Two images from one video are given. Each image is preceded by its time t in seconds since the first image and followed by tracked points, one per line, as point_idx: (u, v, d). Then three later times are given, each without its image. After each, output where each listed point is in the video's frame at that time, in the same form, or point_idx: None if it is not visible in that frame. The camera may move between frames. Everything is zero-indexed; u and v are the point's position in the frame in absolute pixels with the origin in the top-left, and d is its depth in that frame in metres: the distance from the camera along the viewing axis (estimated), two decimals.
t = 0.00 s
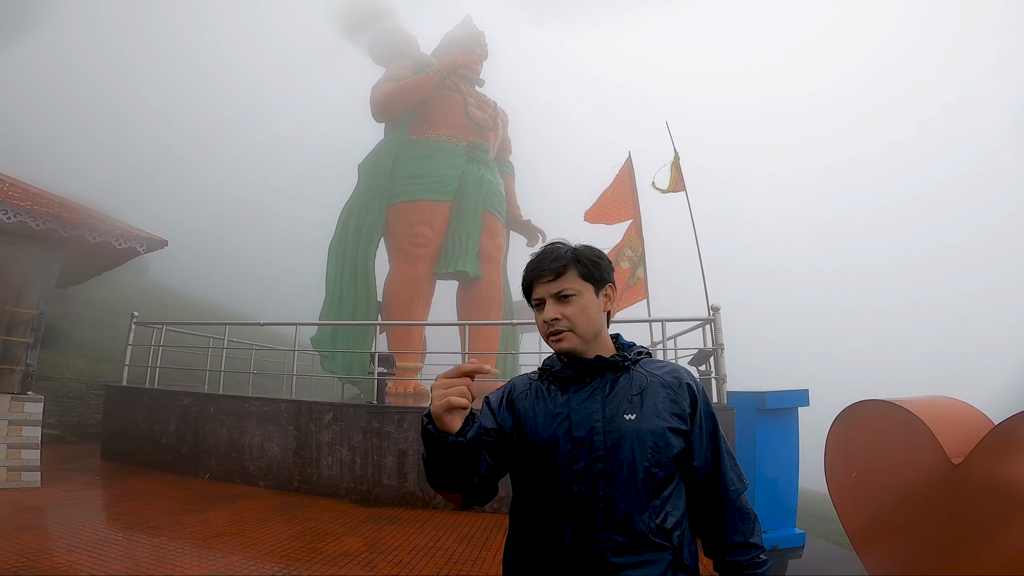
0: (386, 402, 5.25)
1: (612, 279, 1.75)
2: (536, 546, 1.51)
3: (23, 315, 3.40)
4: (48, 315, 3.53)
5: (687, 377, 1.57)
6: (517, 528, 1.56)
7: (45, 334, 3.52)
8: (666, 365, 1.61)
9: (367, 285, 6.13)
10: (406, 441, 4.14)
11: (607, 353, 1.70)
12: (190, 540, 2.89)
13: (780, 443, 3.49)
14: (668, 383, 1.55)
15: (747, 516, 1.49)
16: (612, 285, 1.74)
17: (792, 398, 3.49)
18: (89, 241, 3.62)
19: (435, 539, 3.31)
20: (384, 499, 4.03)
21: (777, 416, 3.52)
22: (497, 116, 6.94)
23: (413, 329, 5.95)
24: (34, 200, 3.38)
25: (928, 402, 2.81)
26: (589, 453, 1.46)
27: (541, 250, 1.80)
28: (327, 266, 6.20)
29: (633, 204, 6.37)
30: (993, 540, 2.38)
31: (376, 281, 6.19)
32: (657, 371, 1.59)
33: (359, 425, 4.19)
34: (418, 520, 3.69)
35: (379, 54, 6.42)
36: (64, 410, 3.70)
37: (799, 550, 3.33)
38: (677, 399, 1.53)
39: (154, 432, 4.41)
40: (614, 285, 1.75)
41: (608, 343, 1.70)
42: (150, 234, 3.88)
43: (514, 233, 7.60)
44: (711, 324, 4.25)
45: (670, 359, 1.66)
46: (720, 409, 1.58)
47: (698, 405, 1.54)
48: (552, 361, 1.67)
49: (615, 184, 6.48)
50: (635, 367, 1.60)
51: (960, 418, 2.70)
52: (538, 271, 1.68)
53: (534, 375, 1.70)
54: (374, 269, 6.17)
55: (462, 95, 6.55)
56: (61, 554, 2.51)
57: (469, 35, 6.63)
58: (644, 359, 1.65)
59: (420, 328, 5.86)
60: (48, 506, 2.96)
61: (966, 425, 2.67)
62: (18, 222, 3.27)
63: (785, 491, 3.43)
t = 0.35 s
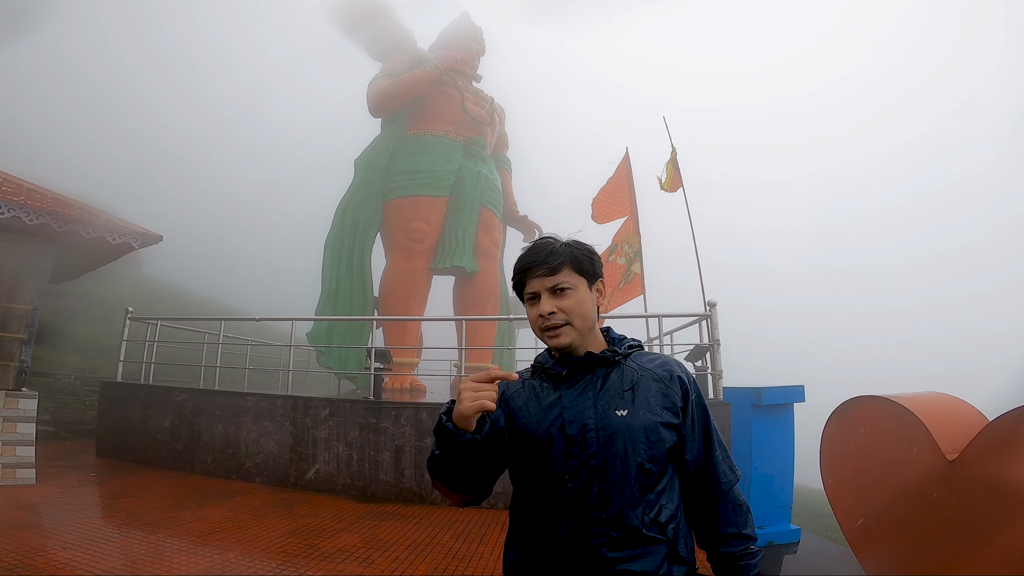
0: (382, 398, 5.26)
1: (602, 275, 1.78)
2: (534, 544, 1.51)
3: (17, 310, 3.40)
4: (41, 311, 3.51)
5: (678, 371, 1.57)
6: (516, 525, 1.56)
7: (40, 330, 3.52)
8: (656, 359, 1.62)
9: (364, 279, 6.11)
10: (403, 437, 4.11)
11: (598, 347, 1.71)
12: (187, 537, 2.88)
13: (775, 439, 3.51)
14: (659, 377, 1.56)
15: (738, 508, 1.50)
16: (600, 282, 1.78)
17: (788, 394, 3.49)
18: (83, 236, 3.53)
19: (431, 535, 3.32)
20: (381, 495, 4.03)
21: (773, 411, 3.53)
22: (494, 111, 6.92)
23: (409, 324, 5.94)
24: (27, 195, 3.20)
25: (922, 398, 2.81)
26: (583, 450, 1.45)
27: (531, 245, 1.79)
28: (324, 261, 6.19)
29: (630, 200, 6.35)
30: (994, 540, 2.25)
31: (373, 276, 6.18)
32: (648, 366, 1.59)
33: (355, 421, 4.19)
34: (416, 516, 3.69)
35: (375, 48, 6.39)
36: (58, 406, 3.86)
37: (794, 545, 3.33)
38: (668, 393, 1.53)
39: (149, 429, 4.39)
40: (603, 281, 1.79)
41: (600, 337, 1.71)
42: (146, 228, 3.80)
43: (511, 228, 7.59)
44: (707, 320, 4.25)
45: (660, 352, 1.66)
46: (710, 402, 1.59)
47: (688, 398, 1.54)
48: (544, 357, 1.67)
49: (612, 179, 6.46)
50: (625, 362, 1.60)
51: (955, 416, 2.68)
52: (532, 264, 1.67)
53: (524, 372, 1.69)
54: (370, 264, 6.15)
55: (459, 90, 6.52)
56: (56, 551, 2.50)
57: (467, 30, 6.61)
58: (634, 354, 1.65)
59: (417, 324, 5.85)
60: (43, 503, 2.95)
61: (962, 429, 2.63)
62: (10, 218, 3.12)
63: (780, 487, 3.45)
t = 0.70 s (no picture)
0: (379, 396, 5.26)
1: (591, 276, 1.77)
2: (530, 548, 1.49)
3: (12, 306, 3.37)
4: (36, 307, 3.49)
5: (667, 369, 1.58)
6: (511, 528, 1.55)
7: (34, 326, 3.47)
8: (645, 358, 1.62)
9: (361, 278, 6.10)
10: (399, 435, 4.10)
11: (587, 349, 1.69)
12: (181, 535, 2.87)
13: (771, 440, 3.51)
14: (649, 376, 1.56)
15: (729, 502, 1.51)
16: (589, 283, 1.76)
17: (782, 395, 3.50)
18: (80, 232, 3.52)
19: (426, 533, 3.32)
20: (376, 493, 4.04)
21: (768, 412, 3.53)
22: (492, 110, 6.92)
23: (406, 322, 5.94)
24: (23, 190, 3.20)
25: (917, 399, 2.81)
26: (578, 451, 1.45)
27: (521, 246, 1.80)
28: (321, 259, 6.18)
29: (628, 199, 6.35)
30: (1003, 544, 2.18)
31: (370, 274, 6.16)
32: (637, 364, 1.60)
33: (351, 419, 4.18)
34: (412, 514, 3.69)
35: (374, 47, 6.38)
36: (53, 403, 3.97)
37: (790, 546, 3.33)
38: (659, 391, 1.55)
39: (144, 426, 4.38)
40: (592, 282, 1.78)
41: (588, 338, 1.71)
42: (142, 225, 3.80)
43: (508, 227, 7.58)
44: (704, 320, 4.26)
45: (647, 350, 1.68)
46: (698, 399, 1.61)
47: (679, 396, 1.56)
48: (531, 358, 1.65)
49: (610, 178, 6.46)
50: (616, 361, 1.60)
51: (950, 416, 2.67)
52: (521, 264, 1.67)
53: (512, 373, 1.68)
54: (367, 263, 6.13)
55: (458, 89, 6.52)
56: (49, 549, 2.49)
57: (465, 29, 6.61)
58: (623, 352, 1.65)
59: (414, 323, 5.84)
60: (36, 501, 2.94)
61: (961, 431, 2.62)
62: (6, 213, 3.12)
63: (775, 488, 3.45)
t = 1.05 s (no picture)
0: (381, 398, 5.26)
1: (581, 277, 1.79)
2: (520, 549, 1.50)
3: (14, 310, 3.38)
4: (38, 309, 3.49)
5: (655, 370, 1.60)
6: (499, 530, 1.54)
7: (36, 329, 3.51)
8: (633, 359, 1.64)
9: (362, 280, 6.09)
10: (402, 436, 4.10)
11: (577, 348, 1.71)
12: (183, 537, 2.88)
13: (773, 440, 3.51)
14: (637, 377, 1.58)
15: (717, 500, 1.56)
16: (580, 283, 1.77)
17: (785, 395, 3.49)
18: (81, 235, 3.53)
19: (429, 535, 3.31)
20: (378, 495, 4.04)
21: (770, 412, 3.53)
22: (492, 111, 6.92)
23: (408, 324, 5.93)
24: (24, 194, 3.23)
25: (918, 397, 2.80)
26: (568, 452, 1.45)
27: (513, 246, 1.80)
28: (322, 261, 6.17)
29: (630, 200, 6.35)
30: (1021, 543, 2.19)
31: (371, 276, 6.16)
32: (625, 366, 1.61)
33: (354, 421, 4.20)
34: (413, 516, 3.69)
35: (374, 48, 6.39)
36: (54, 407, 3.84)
37: (792, 546, 3.32)
38: (647, 392, 1.56)
39: (146, 429, 4.39)
40: (582, 283, 1.80)
41: (578, 338, 1.72)
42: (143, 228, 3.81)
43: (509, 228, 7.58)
44: (706, 321, 4.25)
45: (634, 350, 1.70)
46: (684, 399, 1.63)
47: (666, 396, 1.59)
48: (521, 358, 1.66)
49: (611, 179, 6.46)
50: (604, 362, 1.62)
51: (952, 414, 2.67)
52: (512, 263, 1.67)
53: (501, 373, 1.68)
54: (368, 264, 6.12)
55: (457, 90, 6.52)
56: (52, 551, 2.50)
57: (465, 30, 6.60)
58: (612, 354, 1.67)
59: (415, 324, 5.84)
60: (38, 503, 2.94)
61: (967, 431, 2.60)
62: (8, 216, 3.14)
63: (778, 488, 3.45)
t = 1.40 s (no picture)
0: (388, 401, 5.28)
1: (580, 283, 1.78)
2: (510, 548, 1.48)
3: (27, 312, 3.36)
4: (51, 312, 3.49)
5: (649, 377, 1.64)
6: (490, 530, 1.51)
7: (49, 332, 3.47)
8: (628, 365, 1.67)
9: (370, 282, 6.10)
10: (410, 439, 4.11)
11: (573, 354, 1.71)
12: (193, 538, 2.89)
13: (783, 444, 3.48)
14: (632, 382, 1.61)
15: (708, 504, 1.58)
16: (580, 290, 1.77)
17: (797, 398, 3.45)
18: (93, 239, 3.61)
19: (436, 537, 3.31)
20: (386, 497, 4.07)
21: (781, 415, 3.49)
22: (499, 114, 6.93)
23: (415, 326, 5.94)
24: (38, 197, 3.37)
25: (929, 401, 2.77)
26: (563, 452, 1.46)
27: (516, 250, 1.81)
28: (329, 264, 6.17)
29: (637, 202, 6.35)
30: None
31: (379, 279, 6.17)
32: (621, 371, 1.64)
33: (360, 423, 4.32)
34: (421, 518, 3.70)
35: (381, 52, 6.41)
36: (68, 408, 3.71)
37: (803, 550, 3.31)
38: (641, 397, 1.59)
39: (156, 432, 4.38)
40: (581, 289, 1.79)
41: (575, 343, 1.72)
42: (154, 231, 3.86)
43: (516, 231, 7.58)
44: (715, 323, 4.23)
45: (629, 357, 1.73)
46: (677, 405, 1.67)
47: (659, 401, 1.62)
48: (519, 362, 1.66)
49: (618, 181, 6.44)
50: (600, 367, 1.64)
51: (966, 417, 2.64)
52: (509, 270, 1.68)
53: (499, 375, 1.69)
54: (377, 267, 6.15)
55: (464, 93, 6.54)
56: (64, 552, 2.52)
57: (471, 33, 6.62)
58: (608, 360, 1.69)
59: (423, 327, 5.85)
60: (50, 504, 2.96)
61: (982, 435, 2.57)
62: (22, 219, 3.26)
63: (788, 491, 3.42)
